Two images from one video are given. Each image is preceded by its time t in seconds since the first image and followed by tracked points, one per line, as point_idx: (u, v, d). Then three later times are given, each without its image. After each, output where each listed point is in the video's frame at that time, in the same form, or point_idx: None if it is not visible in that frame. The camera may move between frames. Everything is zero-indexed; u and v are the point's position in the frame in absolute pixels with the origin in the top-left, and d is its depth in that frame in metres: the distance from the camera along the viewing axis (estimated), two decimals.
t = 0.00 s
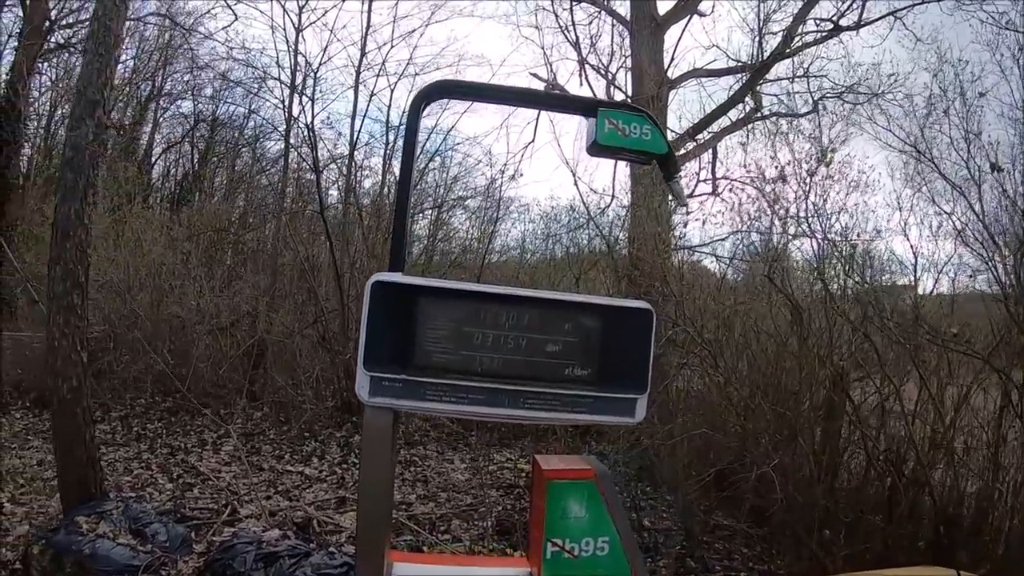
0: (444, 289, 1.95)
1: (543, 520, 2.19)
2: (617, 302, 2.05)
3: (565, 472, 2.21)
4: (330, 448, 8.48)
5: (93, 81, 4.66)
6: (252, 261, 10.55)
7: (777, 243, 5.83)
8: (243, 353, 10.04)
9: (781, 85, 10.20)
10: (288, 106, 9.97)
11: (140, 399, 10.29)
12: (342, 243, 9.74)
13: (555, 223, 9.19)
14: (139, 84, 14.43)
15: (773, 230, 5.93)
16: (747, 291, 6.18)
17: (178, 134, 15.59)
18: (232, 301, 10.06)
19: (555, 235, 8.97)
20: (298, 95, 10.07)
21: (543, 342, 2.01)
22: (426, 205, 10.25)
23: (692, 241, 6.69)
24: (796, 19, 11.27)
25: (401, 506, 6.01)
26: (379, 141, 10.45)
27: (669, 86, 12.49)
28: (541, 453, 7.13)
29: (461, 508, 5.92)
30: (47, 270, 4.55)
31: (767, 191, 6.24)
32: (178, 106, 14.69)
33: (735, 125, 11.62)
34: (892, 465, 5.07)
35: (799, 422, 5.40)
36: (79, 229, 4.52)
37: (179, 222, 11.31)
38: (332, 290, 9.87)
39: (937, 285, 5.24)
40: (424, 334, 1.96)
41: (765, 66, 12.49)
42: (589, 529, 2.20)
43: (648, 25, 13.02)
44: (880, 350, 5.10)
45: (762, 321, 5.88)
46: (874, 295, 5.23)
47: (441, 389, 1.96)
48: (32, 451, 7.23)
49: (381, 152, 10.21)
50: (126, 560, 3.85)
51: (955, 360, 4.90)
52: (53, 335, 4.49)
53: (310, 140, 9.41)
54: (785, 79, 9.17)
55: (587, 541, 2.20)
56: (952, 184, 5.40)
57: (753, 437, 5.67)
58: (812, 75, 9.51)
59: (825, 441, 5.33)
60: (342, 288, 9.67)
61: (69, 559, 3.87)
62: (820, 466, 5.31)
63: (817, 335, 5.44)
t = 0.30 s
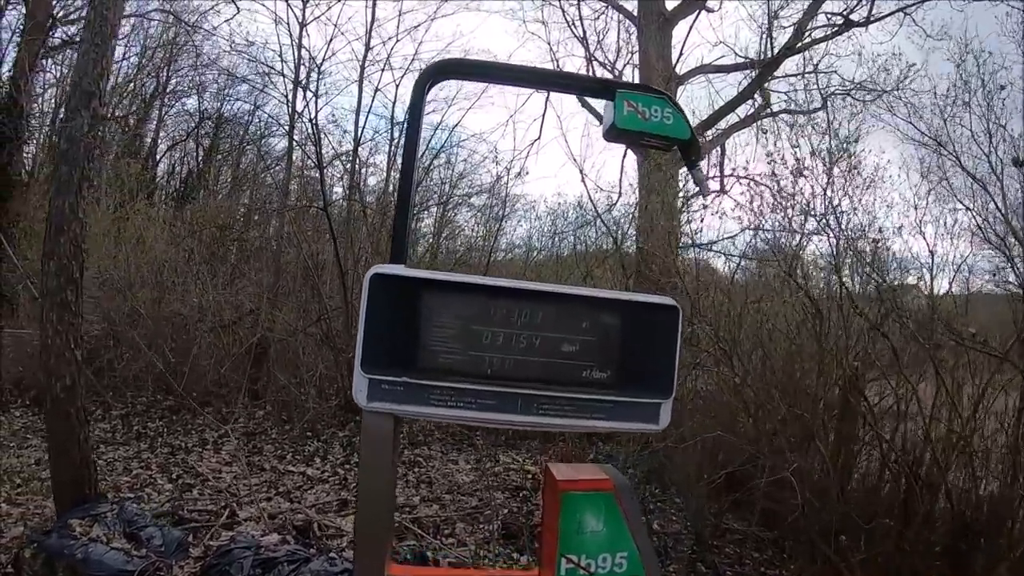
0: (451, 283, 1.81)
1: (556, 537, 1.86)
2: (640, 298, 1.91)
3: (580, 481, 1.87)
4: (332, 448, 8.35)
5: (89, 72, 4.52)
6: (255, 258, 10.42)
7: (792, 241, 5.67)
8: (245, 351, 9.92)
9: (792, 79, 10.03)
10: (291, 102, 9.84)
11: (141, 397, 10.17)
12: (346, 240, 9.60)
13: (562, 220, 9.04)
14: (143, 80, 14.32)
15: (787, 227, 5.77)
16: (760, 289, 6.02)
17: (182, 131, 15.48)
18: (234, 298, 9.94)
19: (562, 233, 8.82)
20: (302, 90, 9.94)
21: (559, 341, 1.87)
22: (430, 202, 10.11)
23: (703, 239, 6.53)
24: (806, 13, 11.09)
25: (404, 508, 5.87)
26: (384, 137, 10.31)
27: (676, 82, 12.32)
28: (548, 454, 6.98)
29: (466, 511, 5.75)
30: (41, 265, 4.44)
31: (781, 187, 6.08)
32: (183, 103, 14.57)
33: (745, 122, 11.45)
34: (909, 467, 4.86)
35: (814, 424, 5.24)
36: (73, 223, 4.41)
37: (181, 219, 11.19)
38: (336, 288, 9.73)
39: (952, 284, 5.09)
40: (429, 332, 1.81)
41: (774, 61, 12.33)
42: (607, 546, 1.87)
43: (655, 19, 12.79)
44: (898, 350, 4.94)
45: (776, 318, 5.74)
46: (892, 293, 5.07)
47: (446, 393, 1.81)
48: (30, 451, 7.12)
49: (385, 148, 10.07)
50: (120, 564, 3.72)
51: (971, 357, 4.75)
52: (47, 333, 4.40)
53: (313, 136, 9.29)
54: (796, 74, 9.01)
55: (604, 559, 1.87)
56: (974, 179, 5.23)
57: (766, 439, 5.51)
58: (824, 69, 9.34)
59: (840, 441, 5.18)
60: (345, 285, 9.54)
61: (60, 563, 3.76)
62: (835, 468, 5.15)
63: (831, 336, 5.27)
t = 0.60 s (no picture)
0: (447, 284, 1.64)
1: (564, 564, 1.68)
2: (659, 301, 1.76)
3: (593, 503, 1.70)
4: (327, 446, 8.20)
5: (72, 59, 4.34)
6: (248, 253, 10.23)
7: (798, 237, 5.51)
8: (239, 347, 9.75)
9: (796, 73, 9.86)
10: (286, 94, 9.65)
11: (133, 393, 10.01)
12: (342, 235, 9.43)
13: (562, 217, 8.89)
14: (139, 72, 14.13)
15: (793, 224, 5.60)
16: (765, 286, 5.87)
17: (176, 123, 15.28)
18: (228, 294, 9.77)
19: (562, 229, 8.69)
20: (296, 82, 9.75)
21: (570, 349, 1.72)
22: (428, 196, 9.93)
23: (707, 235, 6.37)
24: (810, 6, 10.92)
25: (399, 511, 5.73)
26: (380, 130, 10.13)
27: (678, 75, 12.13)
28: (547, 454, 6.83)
29: (462, 513, 5.59)
30: (22, 260, 4.28)
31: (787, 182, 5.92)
32: (179, 95, 14.38)
33: (747, 116, 11.29)
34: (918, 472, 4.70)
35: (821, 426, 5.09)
36: (55, 216, 4.25)
37: (174, 213, 11.01)
38: (331, 283, 9.57)
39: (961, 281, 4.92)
40: (423, 338, 1.65)
41: (776, 56, 12.18)
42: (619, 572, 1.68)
43: (658, 12, 12.60)
44: (909, 350, 4.79)
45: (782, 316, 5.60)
46: (902, 291, 4.91)
47: (443, 407, 1.64)
48: (17, 450, 6.96)
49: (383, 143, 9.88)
50: (104, 572, 3.57)
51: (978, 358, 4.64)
52: (27, 331, 4.25)
53: (308, 129, 9.11)
54: (800, 67, 8.85)
55: None
56: (986, 174, 5.08)
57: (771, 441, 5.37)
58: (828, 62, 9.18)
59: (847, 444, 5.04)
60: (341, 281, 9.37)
61: (41, 572, 3.62)
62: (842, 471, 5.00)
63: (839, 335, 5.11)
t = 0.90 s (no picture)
0: (441, 282, 1.54)
1: None
2: (671, 302, 1.65)
3: (597, 518, 1.60)
4: (319, 445, 8.09)
5: (57, 49, 4.21)
6: (240, 249, 10.08)
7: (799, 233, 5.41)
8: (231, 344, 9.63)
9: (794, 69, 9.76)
10: (278, 88, 9.51)
11: (123, 391, 9.88)
12: (335, 231, 9.31)
13: (558, 213, 8.78)
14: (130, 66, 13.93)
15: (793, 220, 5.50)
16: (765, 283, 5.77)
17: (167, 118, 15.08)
18: (219, 290, 9.64)
19: (558, 225, 8.58)
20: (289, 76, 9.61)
21: (574, 352, 1.62)
22: (422, 191, 9.81)
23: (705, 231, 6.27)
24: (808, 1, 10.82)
25: (392, 512, 5.63)
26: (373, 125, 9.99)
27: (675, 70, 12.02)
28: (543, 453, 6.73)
29: (457, 514, 5.49)
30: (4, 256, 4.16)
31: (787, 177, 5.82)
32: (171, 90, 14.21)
33: (745, 112, 11.18)
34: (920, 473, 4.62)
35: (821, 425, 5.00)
36: (38, 210, 4.13)
37: (165, 208, 10.85)
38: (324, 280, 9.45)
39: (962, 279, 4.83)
40: (414, 340, 1.55)
41: (773, 51, 12.08)
42: None
43: (655, 6, 12.46)
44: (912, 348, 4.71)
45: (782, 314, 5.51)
46: (904, 289, 4.82)
47: (435, 416, 1.54)
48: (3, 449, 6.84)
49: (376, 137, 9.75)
50: None
51: (981, 357, 4.56)
52: (10, 329, 4.13)
53: (300, 123, 8.97)
54: (799, 62, 8.75)
55: None
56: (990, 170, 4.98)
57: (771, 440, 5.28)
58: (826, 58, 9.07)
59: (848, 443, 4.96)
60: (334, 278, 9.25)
61: None
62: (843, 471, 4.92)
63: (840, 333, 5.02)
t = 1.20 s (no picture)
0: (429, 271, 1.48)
1: None
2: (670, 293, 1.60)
3: (592, 519, 1.55)
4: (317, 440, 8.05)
5: (49, 39, 4.14)
6: (237, 244, 10.02)
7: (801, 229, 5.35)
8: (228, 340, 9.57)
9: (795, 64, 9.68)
10: (276, 82, 9.44)
11: (119, 386, 9.83)
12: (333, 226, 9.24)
13: (557, 208, 8.73)
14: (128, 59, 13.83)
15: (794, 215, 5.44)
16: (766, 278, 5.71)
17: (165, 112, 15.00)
18: (216, 285, 9.58)
19: (557, 220, 8.52)
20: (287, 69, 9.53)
21: (569, 345, 1.57)
22: (421, 186, 9.74)
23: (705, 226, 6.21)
24: None
25: (389, 509, 5.58)
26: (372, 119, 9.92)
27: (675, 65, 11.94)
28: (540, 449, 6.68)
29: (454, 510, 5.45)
30: None
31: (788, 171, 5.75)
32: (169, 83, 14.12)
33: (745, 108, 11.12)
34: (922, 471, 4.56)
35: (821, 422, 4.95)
36: (30, 203, 4.07)
37: (162, 202, 10.79)
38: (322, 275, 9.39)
39: (965, 275, 4.77)
40: (400, 332, 1.51)
41: (774, 46, 12.01)
42: None
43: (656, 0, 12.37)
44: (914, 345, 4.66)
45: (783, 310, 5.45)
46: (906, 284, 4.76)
47: (421, 413, 1.49)
48: None
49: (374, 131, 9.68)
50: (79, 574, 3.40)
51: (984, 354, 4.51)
52: (1, 322, 4.07)
53: (298, 117, 8.91)
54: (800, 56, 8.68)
55: None
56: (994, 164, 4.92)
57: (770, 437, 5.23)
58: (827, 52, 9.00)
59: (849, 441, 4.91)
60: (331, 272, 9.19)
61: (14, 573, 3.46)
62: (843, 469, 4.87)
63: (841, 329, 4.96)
